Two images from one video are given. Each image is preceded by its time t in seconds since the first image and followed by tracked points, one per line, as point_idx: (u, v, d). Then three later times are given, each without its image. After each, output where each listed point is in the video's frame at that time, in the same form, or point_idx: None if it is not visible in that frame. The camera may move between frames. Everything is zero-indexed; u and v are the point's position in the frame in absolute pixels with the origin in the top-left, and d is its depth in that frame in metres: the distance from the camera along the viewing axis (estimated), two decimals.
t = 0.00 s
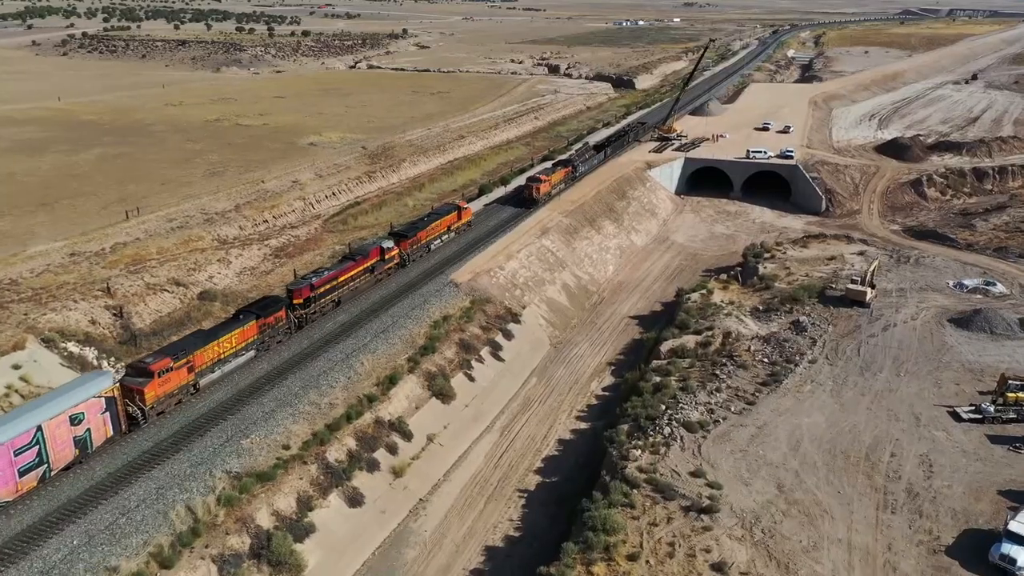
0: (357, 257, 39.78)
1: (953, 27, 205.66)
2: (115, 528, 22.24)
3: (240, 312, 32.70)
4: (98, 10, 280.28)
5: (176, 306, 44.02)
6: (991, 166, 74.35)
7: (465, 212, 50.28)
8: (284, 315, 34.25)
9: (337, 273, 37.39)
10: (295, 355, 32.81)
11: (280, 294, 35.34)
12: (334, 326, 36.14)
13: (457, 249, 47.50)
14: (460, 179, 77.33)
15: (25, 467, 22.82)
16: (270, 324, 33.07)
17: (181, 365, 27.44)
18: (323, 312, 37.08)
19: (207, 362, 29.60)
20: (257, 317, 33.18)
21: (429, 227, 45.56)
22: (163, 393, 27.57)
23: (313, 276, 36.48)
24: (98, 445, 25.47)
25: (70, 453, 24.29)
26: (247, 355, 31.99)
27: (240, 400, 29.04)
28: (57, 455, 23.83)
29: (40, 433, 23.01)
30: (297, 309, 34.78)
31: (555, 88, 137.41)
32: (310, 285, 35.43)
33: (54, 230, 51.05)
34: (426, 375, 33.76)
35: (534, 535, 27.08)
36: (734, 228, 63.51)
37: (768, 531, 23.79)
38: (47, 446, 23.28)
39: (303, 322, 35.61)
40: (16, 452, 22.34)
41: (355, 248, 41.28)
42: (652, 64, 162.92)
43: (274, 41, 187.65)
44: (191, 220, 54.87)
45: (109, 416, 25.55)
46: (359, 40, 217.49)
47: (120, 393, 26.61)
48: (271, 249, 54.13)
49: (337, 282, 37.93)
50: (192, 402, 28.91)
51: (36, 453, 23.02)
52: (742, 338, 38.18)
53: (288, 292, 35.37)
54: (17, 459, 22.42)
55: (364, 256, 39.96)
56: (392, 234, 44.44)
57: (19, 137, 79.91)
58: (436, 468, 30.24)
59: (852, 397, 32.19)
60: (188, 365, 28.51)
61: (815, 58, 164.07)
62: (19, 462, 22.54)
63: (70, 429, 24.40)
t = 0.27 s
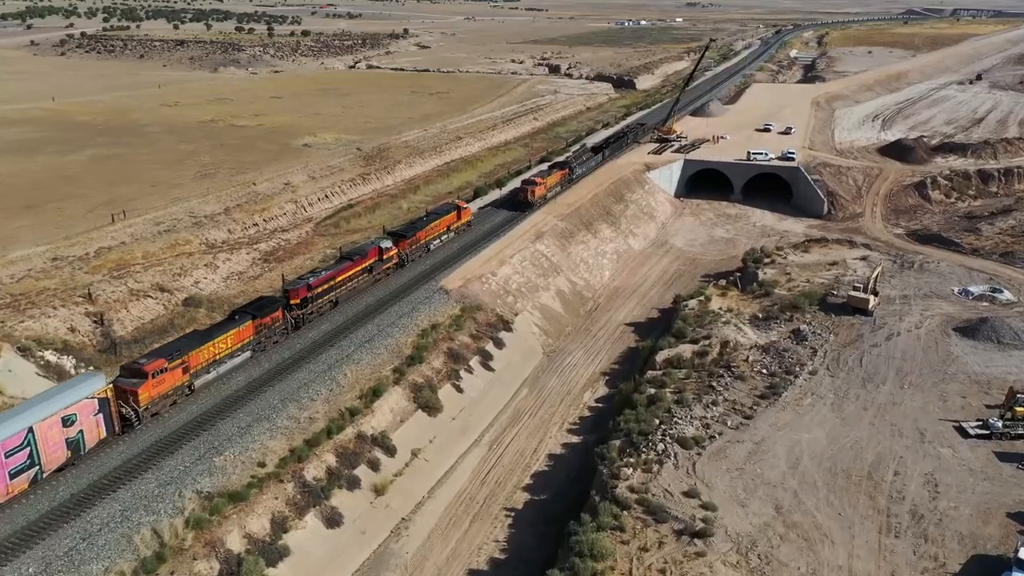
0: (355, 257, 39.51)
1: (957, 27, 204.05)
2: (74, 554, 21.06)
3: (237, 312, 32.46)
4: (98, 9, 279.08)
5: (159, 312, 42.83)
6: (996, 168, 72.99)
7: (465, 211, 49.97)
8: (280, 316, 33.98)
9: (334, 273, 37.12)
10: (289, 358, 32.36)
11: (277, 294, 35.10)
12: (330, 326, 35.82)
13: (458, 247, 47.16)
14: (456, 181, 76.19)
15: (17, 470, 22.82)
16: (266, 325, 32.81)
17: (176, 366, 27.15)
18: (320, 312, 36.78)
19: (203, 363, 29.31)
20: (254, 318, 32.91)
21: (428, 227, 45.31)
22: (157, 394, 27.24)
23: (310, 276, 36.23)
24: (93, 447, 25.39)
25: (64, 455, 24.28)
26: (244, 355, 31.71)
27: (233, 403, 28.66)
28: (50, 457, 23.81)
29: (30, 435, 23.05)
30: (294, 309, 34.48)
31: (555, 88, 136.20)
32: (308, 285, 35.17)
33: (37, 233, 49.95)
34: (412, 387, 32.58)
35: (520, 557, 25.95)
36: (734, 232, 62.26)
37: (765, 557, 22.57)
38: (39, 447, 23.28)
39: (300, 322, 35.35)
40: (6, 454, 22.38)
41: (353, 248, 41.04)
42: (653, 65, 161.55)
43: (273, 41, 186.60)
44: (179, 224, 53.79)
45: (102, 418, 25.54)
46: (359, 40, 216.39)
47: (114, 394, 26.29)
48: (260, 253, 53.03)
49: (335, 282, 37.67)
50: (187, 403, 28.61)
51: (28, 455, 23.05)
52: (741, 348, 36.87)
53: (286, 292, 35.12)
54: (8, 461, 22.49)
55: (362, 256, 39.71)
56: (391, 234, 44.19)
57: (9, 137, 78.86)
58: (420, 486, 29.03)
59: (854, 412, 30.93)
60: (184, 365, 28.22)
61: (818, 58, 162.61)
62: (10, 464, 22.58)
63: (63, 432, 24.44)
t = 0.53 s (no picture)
0: (358, 257, 39.19)
1: (967, 27, 201.43)
2: None
3: (237, 313, 32.21)
4: (103, 9, 278.64)
5: (144, 320, 41.60)
6: (1008, 172, 71.19)
7: (468, 211, 49.69)
8: (281, 317, 33.68)
9: (336, 273, 36.82)
10: (287, 361, 31.89)
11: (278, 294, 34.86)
12: (331, 328, 35.43)
13: (460, 249, 46.87)
14: (456, 184, 74.90)
15: (12, 472, 22.35)
16: (267, 325, 32.56)
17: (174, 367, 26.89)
18: (322, 313, 36.46)
19: (201, 364, 29.03)
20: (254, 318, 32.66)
21: (431, 227, 45.04)
22: (155, 395, 27.00)
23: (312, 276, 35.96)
24: (88, 449, 25.01)
25: (59, 457, 23.86)
26: (243, 357, 31.43)
27: (227, 407, 28.18)
28: (46, 459, 23.39)
29: (26, 437, 22.62)
30: (295, 309, 34.16)
31: (559, 88, 134.79)
32: (309, 285, 34.89)
33: (23, 237, 48.83)
34: (398, 402, 31.25)
35: None
36: (738, 236, 60.75)
37: None
38: (35, 449, 22.86)
39: (301, 323, 35.08)
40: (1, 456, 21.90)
41: (356, 248, 40.74)
42: (658, 65, 159.87)
43: (277, 41, 185.74)
44: (169, 227, 52.65)
45: (99, 419, 25.19)
46: (363, 40, 215.39)
47: (110, 396, 26.02)
48: (251, 258, 51.83)
49: (337, 282, 37.35)
50: (185, 404, 28.32)
51: (23, 456, 22.61)
52: (742, 361, 35.33)
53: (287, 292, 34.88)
54: (3, 463, 22.02)
55: (365, 256, 39.41)
56: (394, 234, 43.86)
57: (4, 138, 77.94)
58: (403, 509, 27.67)
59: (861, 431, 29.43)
60: (182, 366, 27.95)
61: (826, 58, 160.56)
62: (6, 466, 22.11)
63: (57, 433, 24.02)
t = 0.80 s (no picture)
0: (361, 258, 39.18)
1: (982, 27, 198.28)
2: None
3: (240, 314, 32.25)
4: (112, 9, 278.70)
5: (130, 328, 40.52)
6: None
7: (474, 212, 49.59)
8: (283, 318, 33.73)
9: (340, 274, 36.84)
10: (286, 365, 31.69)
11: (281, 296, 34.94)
12: (333, 330, 35.39)
13: (465, 250, 46.72)
14: (457, 187, 73.64)
15: (9, 474, 22.31)
16: (269, 327, 32.63)
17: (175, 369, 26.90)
18: (325, 314, 36.50)
19: (203, 365, 29.06)
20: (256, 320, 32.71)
21: (437, 227, 45.07)
22: (156, 397, 27.01)
23: (315, 278, 36.03)
24: (87, 451, 24.98)
25: (57, 459, 23.83)
26: (245, 358, 31.45)
27: (220, 415, 27.74)
28: (44, 461, 23.35)
29: (23, 440, 22.56)
30: (298, 311, 34.31)
31: (566, 89, 133.31)
32: (311, 287, 34.96)
33: (11, 242, 47.89)
34: (385, 419, 30.00)
35: None
36: (745, 242, 59.18)
37: None
38: (32, 451, 22.81)
39: (305, 324, 35.12)
40: None
41: (359, 250, 40.71)
42: (667, 65, 158.06)
43: (283, 41, 185.04)
44: (161, 232, 51.63)
45: (98, 421, 25.15)
46: (370, 40, 214.42)
47: (110, 398, 26.02)
48: (244, 264, 50.73)
49: (340, 284, 37.36)
50: (186, 406, 28.33)
51: (20, 459, 22.58)
52: (746, 377, 33.84)
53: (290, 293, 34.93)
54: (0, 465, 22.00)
55: (368, 257, 39.42)
56: (398, 235, 43.84)
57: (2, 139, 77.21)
58: (386, 533, 26.38)
59: (869, 454, 27.91)
60: (183, 368, 27.97)
61: (838, 58, 158.19)
62: (2, 469, 22.09)
63: (56, 436, 23.99)
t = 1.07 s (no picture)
0: (366, 258, 38.98)
1: (993, 27, 195.90)
2: None
3: (242, 315, 32.16)
4: (119, 10, 278.56)
5: (116, 336, 39.61)
6: None
7: (480, 213, 49.27)
8: (286, 319, 33.62)
9: (344, 275, 36.70)
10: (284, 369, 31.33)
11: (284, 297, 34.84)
12: (335, 332, 35.15)
13: (470, 251, 46.33)
14: (458, 190, 72.56)
15: (8, 476, 22.24)
16: (271, 328, 32.54)
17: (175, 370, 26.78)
18: (329, 315, 36.34)
19: (204, 366, 28.95)
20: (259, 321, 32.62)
21: (443, 227, 44.72)
22: (156, 398, 26.87)
23: (319, 278, 35.91)
24: (87, 453, 24.87)
25: (57, 461, 23.73)
26: (247, 360, 31.37)
27: (212, 424, 27.27)
28: (43, 463, 23.26)
29: (22, 441, 22.50)
30: (300, 312, 34.26)
31: (572, 90, 132.05)
32: (315, 288, 34.82)
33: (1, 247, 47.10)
34: (372, 434, 28.90)
35: None
36: (751, 247, 57.83)
37: None
38: (31, 453, 22.73)
39: (308, 325, 35.01)
40: None
41: (364, 250, 40.49)
42: (674, 65, 156.54)
43: (288, 41, 184.48)
44: (154, 236, 50.76)
45: (98, 423, 25.06)
46: (377, 40, 213.66)
47: (110, 399, 25.91)
48: (237, 269, 49.79)
49: (344, 284, 37.15)
50: (186, 408, 28.19)
51: (19, 460, 22.49)
52: (749, 391, 32.56)
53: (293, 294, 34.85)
54: None
55: (373, 257, 39.21)
56: (403, 235, 43.55)
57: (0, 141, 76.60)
58: (369, 557, 25.27)
59: (876, 476, 26.58)
60: (184, 370, 27.84)
61: (847, 59, 156.34)
62: (0, 470, 22.00)
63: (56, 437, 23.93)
